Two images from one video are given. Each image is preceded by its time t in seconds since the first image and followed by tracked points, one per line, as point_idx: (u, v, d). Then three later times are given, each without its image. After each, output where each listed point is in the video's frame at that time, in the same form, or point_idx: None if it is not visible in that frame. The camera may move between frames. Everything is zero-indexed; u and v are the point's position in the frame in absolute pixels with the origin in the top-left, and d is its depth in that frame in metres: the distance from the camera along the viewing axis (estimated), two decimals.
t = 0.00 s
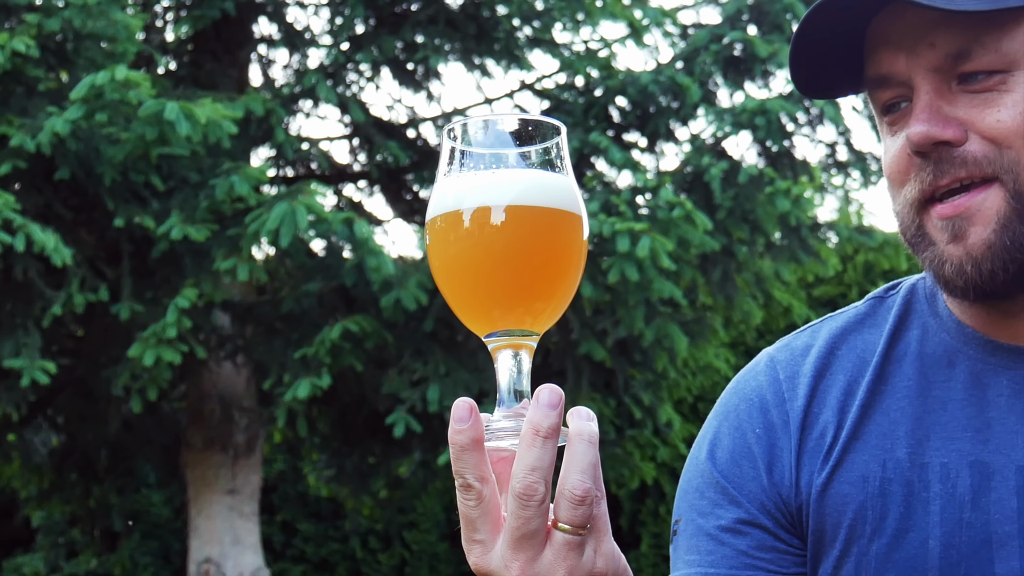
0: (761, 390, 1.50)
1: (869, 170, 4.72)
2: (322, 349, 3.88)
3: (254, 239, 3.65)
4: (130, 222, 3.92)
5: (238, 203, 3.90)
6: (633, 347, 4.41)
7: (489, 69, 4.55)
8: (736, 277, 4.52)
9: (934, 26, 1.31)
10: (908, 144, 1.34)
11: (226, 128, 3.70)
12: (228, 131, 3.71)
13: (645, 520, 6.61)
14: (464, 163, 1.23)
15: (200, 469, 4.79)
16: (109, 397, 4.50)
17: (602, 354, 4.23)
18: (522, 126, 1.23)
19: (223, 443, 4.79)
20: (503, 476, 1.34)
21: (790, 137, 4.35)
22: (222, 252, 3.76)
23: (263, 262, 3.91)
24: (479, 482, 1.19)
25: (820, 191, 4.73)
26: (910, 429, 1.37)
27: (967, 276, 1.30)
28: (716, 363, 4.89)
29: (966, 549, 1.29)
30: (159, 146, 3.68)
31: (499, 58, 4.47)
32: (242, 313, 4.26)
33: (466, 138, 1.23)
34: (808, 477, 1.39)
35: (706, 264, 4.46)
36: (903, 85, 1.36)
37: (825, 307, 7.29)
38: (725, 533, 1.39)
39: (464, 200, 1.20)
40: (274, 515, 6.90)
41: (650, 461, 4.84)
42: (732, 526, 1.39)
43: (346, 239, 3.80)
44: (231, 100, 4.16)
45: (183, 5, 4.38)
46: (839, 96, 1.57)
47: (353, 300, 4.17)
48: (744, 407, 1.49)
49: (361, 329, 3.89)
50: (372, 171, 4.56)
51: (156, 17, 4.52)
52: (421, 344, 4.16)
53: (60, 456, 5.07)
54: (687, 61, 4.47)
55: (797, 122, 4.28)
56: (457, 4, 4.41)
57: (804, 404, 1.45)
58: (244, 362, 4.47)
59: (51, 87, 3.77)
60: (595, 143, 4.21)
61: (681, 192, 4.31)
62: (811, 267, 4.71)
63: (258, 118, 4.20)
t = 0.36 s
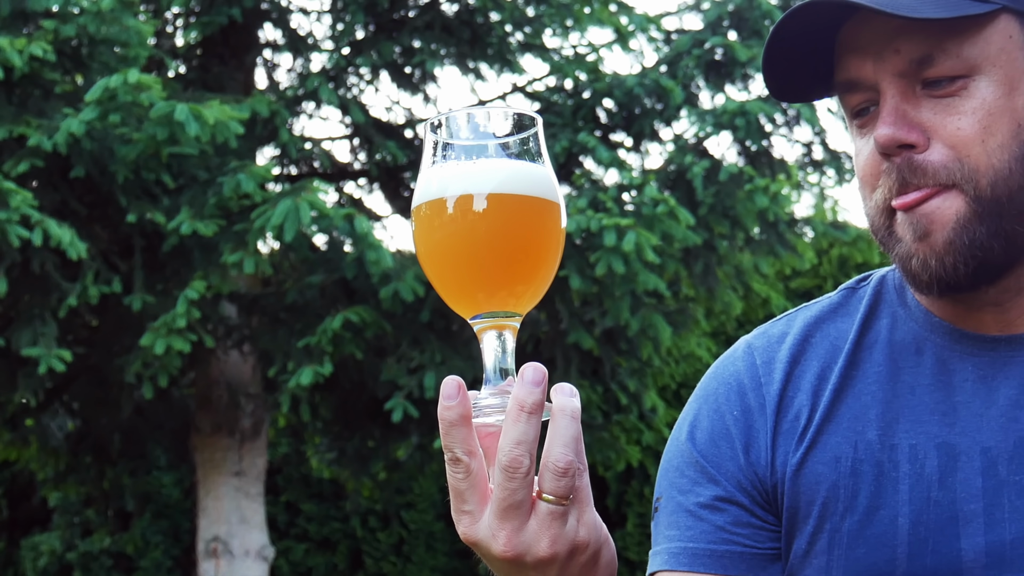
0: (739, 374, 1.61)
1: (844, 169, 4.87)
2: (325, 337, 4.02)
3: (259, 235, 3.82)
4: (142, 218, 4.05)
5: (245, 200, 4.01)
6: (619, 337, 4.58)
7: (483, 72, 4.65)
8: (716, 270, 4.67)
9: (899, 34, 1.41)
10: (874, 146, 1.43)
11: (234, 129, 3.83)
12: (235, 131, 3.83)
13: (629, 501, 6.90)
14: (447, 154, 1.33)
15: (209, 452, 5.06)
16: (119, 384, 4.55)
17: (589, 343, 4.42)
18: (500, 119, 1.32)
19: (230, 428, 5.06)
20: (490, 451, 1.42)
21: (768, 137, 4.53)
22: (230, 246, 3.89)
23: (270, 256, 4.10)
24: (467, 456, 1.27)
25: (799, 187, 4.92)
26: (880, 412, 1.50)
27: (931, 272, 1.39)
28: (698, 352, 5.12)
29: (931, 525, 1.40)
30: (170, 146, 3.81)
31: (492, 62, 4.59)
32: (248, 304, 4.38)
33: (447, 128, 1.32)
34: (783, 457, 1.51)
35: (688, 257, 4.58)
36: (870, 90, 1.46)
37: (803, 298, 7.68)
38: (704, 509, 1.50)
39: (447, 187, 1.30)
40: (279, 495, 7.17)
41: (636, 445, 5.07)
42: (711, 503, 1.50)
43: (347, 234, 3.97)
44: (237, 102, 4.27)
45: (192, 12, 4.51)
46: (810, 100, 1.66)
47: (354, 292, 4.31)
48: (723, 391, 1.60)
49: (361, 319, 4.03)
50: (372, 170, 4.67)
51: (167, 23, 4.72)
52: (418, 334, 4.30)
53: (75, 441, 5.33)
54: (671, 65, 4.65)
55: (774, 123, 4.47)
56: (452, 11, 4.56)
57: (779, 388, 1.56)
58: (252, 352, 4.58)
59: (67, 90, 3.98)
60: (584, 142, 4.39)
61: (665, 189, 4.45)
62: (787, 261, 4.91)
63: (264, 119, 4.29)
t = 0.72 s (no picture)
0: (722, 358, 1.70)
1: (821, 168, 5.02)
2: (327, 328, 4.11)
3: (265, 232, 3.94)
4: (153, 214, 4.17)
5: (250, 197, 4.16)
6: (608, 327, 4.71)
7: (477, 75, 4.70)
8: (699, 264, 4.75)
9: (875, 38, 1.50)
10: (850, 144, 1.52)
11: (240, 129, 3.97)
12: (241, 131, 3.97)
13: (617, 484, 6.96)
14: (430, 132, 1.39)
15: (216, 437, 5.16)
16: (131, 371, 4.68)
17: (579, 333, 4.60)
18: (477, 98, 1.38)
19: (236, 414, 5.16)
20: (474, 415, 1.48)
21: (749, 137, 4.67)
22: (236, 241, 4.01)
23: (274, 251, 4.19)
24: (449, 420, 1.33)
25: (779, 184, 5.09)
26: (857, 394, 1.59)
27: (905, 264, 1.48)
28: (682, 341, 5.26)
29: (905, 500, 1.50)
30: (179, 145, 3.94)
31: (486, 66, 4.69)
32: (253, 296, 4.45)
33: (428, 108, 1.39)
34: (763, 437, 1.60)
35: (673, 251, 4.67)
36: (846, 92, 1.55)
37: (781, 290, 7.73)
38: (688, 486, 1.60)
39: (430, 164, 1.36)
40: (283, 478, 7.02)
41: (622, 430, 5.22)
42: (694, 480, 1.60)
43: (348, 229, 4.08)
44: (243, 103, 4.36)
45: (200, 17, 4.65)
46: (789, 101, 1.75)
47: (355, 285, 4.40)
48: (707, 374, 1.69)
49: (362, 311, 4.12)
50: (371, 169, 4.76)
51: (176, 28, 4.79)
52: (416, 325, 4.40)
53: (88, 426, 5.36)
54: (656, 68, 4.83)
55: (755, 124, 4.60)
56: (447, 16, 4.64)
57: (761, 371, 1.65)
58: (257, 342, 4.67)
59: (81, 92, 4.11)
60: (573, 142, 4.53)
61: (651, 186, 4.55)
62: (766, 254, 4.98)
63: (268, 119, 4.40)
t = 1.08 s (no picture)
0: (706, 350, 1.77)
1: (801, 166, 4.94)
2: (328, 319, 4.25)
3: (270, 227, 4.02)
4: (163, 211, 4.28)
5: (256, 194, 4.22)
6: (597, 319, 4.82)
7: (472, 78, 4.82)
8: (684, 258, 4.90)
9: (848, 46, 1.60)
10: (825, 146, 1.61)
11: (246, 129, 4.07)
12: (247, 132, 4.08)
13: (605, 468, 6.95)
14: (395, 85, 1.42)
15: (223, 423, 5.26)
16: (142, 361, 4.79)
17: (569, 324, 4.70)
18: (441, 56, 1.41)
19: (242, 402, 5.23)
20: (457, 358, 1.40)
21: (730, 137, 4.71)
22: (242, 236, 4.11)
23: (277, 246, 4.28)
24: (394, 369, 1.27)
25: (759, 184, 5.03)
26: (835, 383, 1.66)
27: (877, 258, 1.57)
28: (668, 332, 5.38)
29: (880, 484, 1.58)
30: (188, 144, 4.04)
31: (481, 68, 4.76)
32: (259, 289, 4.57)
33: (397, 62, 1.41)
34: (745, 423, 1.67)
35: (658, 246, 4.84)
36: (822, 96, 1.64)
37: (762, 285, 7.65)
38: (674, 468, 1.67)
39: (393, 113, 1.38)
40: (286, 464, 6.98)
41: (610, 417, 5.34)
42: (680, 463, 1.67)
43: (349, 226, 4.20)
44: (249, 104, 4.48)
45: (208, 23, 4.77)
46: (765, 105, 1.85)
47: (355, 278, 4.53)
48: (692, 364, 1.76)
49: (362, 303, 4.28)
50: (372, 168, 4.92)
51: (184, 32, 4.91)
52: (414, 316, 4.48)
53: (101, 413, 5.42)
54: (643, 71, 4.87)
55: (736, 124, 4.65)
56: (443, 21, 4.72)
57: (743, 360, 1.72)
58: (262, 332, 4.81)
59: (95, 94, 4.21)
60: (563, 142, 4.65)
61: (637, 184, 4.70)
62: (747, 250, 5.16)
63: (273, 120, 4.54)
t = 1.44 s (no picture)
0: (692, 342, 1.85)
1: (781, 165, 5.10)
2: (330, 311, 4.38)
3: (274, 223, 4.17)
4: (172, 208, 4.35)
5: (261, 191, 4.36)
6: (586, 310, 4.86)
7: (468, 81, 5.03)
8: (670, 253, 5.00)
9: (815, 56, 1.71)
10: (798, 150, 1.71)
11: (251, 129, 4.21)
12: (252, 132, 4.22)
13: (594, 453, 6.99)
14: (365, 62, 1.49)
15: (229, 410, 5.38)
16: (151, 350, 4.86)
17: (560, 316, 4.73)
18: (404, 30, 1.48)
19: (247, 389, 5.37)
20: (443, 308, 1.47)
21: (715, 137, 4.80)
22: (247, 232, 4.22)
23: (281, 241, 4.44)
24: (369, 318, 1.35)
25: (741, 181, 5.17)
26: (814, 373, 1.74)
27: (847, 254, 1.67)
28: (654, 323, 5.52)
29: (857, 468, 1.65)
30: (195, 144, 4.16)
31: (475, 72, 4.98)
32: (263, 282, 4.70)
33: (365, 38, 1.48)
34: (729, 411, 1.75)
35: (645, 241, 4.89)
36: (794, 104, 1.75)
37: (743, 280, 7.51)
38: (661, 452, 1.74)
39: (364, 87, 1.45)
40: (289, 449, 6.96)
41: (599, 405, 5.49)
42: (666, 447, 1.75)
43: (349, 222, 4.35)
44: (254, 106, 4.64)
45: (214, 28, 4.88)
46: (741, 113, 1.96)
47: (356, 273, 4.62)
48: (678, 356, 1.84)
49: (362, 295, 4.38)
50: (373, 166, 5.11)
51: (193, 37, 5.07)
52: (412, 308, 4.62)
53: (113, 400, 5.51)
54: (630, 75, 5.00)
55: (721, 125, 4.74)
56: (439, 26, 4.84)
57: (726, 351, 1.80)
58: (266, 323, 4.92)
59: (106, 96, 4.30)
60: (554, 142, 4.76)
61: (624, 182, 4.80)
62: (731, 245, 5.27)
63: (277, 121, 4.71)
